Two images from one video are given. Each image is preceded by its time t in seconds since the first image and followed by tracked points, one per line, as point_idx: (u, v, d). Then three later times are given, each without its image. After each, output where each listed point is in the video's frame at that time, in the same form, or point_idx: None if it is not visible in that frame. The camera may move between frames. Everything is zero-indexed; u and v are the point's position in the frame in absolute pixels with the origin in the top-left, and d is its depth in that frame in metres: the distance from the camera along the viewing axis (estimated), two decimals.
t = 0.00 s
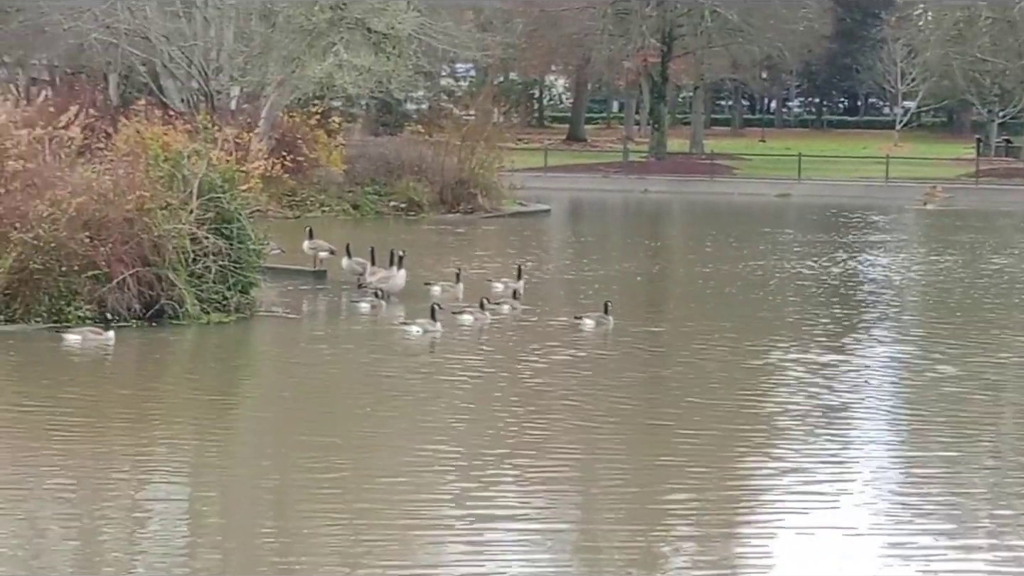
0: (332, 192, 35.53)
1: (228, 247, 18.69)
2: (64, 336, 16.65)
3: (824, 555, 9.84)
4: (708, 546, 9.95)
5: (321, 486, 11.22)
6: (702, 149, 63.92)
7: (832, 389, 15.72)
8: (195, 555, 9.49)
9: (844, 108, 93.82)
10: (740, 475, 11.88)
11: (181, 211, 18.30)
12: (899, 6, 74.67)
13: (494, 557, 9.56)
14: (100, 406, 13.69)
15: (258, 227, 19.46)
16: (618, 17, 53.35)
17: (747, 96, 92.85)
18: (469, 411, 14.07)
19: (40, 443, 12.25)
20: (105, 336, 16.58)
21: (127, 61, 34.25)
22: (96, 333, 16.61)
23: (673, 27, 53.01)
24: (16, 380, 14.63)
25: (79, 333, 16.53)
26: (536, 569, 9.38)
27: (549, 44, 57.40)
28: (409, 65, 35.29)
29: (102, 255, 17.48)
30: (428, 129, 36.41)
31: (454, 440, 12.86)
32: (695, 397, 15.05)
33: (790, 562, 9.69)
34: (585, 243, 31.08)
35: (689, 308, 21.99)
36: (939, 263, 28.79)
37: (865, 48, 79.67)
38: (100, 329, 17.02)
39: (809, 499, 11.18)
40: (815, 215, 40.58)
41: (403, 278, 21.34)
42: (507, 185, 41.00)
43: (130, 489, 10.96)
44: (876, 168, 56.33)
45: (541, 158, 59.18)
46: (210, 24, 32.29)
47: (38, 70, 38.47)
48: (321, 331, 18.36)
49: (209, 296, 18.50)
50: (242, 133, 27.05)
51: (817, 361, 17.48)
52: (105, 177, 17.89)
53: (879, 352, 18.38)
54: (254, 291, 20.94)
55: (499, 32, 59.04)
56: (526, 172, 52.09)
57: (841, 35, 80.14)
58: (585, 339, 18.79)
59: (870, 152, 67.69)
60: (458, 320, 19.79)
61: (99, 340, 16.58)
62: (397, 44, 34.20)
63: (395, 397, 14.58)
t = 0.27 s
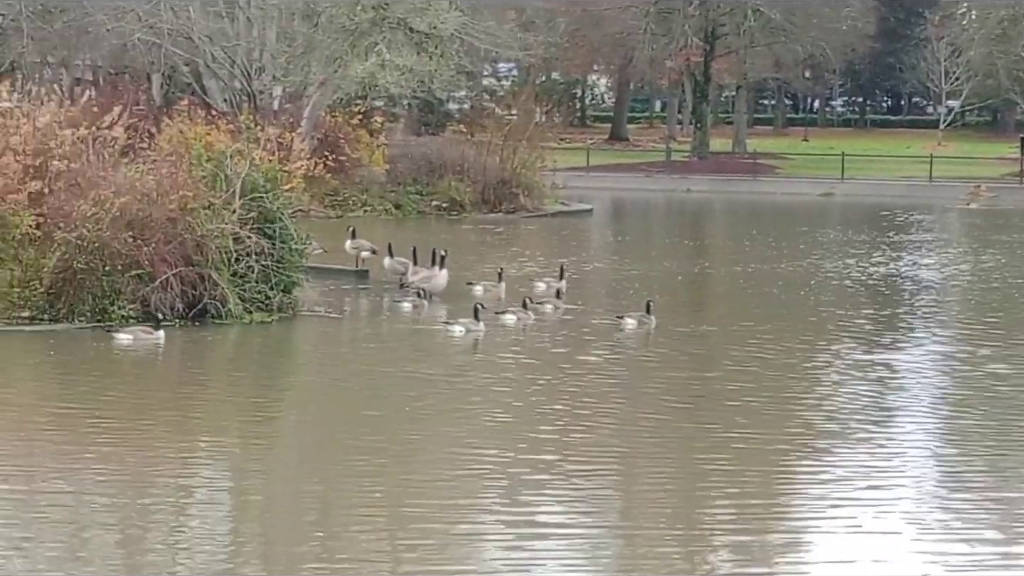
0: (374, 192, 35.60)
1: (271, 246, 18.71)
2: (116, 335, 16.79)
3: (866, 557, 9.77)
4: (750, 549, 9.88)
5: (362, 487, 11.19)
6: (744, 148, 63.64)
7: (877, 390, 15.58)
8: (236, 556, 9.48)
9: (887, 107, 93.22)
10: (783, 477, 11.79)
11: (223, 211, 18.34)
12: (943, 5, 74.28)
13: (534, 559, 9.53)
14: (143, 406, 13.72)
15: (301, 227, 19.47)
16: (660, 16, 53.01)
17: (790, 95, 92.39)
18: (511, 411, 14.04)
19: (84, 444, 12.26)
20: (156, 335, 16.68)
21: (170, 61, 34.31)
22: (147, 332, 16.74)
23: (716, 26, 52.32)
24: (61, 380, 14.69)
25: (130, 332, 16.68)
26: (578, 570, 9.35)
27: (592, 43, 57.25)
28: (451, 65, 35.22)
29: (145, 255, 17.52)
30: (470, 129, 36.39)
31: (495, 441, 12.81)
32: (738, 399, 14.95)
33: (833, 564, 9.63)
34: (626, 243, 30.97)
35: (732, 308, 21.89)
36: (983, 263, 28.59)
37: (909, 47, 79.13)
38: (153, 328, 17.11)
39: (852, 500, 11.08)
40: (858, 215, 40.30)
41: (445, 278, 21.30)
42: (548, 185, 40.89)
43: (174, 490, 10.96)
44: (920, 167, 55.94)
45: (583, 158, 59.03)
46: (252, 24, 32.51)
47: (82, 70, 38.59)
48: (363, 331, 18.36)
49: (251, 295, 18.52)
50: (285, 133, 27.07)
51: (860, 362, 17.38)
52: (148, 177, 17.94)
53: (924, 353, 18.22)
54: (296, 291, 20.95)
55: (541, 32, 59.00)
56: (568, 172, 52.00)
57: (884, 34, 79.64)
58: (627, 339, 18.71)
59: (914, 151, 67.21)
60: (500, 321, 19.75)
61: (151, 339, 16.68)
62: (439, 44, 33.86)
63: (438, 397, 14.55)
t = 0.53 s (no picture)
0: (412, 191, 35.75)
1: (309, 246, 18.71)
2: (163, 336, 16.85)
3: (905, 557, 9.69)
4: (789, 549, 9.80)
5: (401, 487, 11.16)
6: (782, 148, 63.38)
7: (917, 391, 15.47)
8: (275, 556, 9.46)
9: (926, 107, 92.67)
10: (823, 478, 11.70)
11: (262, 211, 18.36)
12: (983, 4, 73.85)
13: (573, 558, 9.49)
14: (182, 406, 13.73)
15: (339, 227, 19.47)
16: (699, 16, 52.73)
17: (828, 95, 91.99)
18: (548, 412, 13.97)
19: (123, 444, 12.26)
20: (203, 335, 16.71)
21: (209, 61, 34.41)
22: (194, 332, 16.78)
23: (753, 26, 52.25)
24: (101, 380, 14.71)
25: (177, 333, 16.73)
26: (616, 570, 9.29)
27: (629, 43, 57.10)
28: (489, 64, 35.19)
29: (184, 255, 17.54)
30: (508, 129, 36.19)
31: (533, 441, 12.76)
32: (778, 399, 14.86)
33: (873, 565, 9.53)
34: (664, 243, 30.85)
35: (771, 308, 21.77)
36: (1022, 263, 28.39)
37: (948, 47, 78.65)
38: (199, 328, 17.14)
39: (891, 501, 10.99)
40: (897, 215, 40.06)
41: (483, 277, 21.27)
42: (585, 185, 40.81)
43: (211, 490, 10.93)
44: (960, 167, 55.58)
45: (621, 158, 58.87)
46: (291, 25, 32.75)
47: (121, 71, 38.73)
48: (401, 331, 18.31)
49: (290, 295, 18.52)
50: (323, 133, 27.10)
51: (899, 362, 17.25)
52: (186, 178, 17.99)
53: (965, 354, 18.07)
54: (334, 291, 20.96)
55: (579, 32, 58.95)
56: (606, 172, 51.89)
57: (923, 33, 79.19)
58: (665, 339, 18.63)
59: (953, 151, 66.78)
60: (539, 321, 19.71)
61: (198, 339, 16.71)
62: (478, 44, 34.03)
63: (475, 397, 14.50)
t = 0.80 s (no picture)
0: (443, 192, 35.52)
1: (340, 247, 18.69)
2: (203, 335, 16.85)
3: (936, 557, 9.64)
4: (821, 549, 9.75)
5: (431, 487, 11.13)
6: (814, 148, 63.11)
7: (949, 391, 15.38)
8: (306, 555, 9.44)
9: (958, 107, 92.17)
10: (854, 478, 11.64)
11: (293, 211, 18.36)
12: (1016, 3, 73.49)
13: (602, 558, 9.47)
14: (213, 406, 13.72)
15: (371, 227, 19.45)
16: (729, 16, 52.49)
17: (859, 95, 91.60)
18: (579, 412, 13.94)
19: (155, 443, 12.26)
20: (243, 335, 16.70)
21: (241, 61, 34.43)
22: (234, 332, 16.75)
23: (786, 26, 51.57)
24: (134, 380, 14.73)
25: (217, 333, 16.70)
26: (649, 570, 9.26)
27: (660, 43, 57.08)
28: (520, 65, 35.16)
29: (216, 255, 17.56)
30: (538, 129, 36.06)
31: (564, 441, 12.73)
32: (808, 399, 14.79)
33: (906, 565, 9.48)
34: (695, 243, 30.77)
35: (803, 308, 21.68)
36: None
37: (980, 46, 78.21)
38: (236, 328, 17.14)
39: (922, 502, 10.94)
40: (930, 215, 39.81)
41: (513, 277, 21.24)
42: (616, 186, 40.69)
43: (243, 490, 10.93)
44: (993, 167, 55.25)
45: (652, 158, 58.73)
46: (322, 25, 32.82)
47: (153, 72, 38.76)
48: (432, 332, 18.29)
49: (321, 295, 18.51)
50: (354, 133, 27.11)
51: (931, 362, 17.16)
52: (218, 178, 18.02)
53: (997, 355, 17.95)
54: (364, 291, 20.94)
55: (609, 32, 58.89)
56: (637, 172, 51.78)
57: (955, 33, 78.77)
58: (696, 339, 18.56)
59: (986, 151, 66.40)
60: (571, 321, 19.66)
61: (238, 339, 16.69)
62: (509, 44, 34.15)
63: (505, 397, 14.47)
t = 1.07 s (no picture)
0: (464, 191, 35.63)
1: (361, 245, 18.67)
2: (231, 335, 16.87)
3: (959, 558, 9.56)
4: (843, 549, 9.69)
5: (451, 487, 11.08)
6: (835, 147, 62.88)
7: (972, 391, 15.27)
8: (327, 555, 9.40)
9: (980, 105, 91.73)
10: (877, 478, 11.56)
11: (314, 209, 18.35)
12: None
13: (624, 559, 9.40)
14: (233, 406, 13.69)
15: (392, 226, 19.42)
16: (750, 15, 52.45)
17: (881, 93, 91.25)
18: (598, 411, 13.89)
19: (176, 443, 12.23)
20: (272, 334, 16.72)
21: (261, 61, 34.37)
22: (263, 331, 16.79)
23: (807, 24, 51.75)
24: (155, 379, 14.71)
25: (246, 332, 16.75)
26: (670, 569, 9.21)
27: (682, 41, 57.09)
28: (541, 64, 35.11)
29: (237, 254, 17.56)
30: (560, 128, 36.33)
31: (585, 441, 12.66)
32: (830, 399, 14.69)
33: (929, 565, 9.42)
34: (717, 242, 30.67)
35: (824, 307, 21.59)
36: None
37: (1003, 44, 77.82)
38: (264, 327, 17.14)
39: (945, 502, 10.85)
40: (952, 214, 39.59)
41: (534, 276, 21.19)
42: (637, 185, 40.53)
43: (262, 490, 10.89)
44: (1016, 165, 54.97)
45: (673, 156, 58.57)
46: (343, 24, 32.63)
47: (174, 71, 38.73)
48: (453, 330, 18.26)
49: (342, 295, 18.49)
50: (375, 132, 27.07)
51: (954, 362, 17.04)
52: (239, 177, 18.05)
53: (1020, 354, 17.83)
54: (385, 290, 20.88)
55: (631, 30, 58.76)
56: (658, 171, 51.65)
57: (977, 31, 78.40)
58: (718, 339, 18.48)
59: (1009, 150, 66.06)
60: (593, 320, 19.59)
61: (267, 338, 16.73)
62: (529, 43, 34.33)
63: (525, 396, 14.43)
